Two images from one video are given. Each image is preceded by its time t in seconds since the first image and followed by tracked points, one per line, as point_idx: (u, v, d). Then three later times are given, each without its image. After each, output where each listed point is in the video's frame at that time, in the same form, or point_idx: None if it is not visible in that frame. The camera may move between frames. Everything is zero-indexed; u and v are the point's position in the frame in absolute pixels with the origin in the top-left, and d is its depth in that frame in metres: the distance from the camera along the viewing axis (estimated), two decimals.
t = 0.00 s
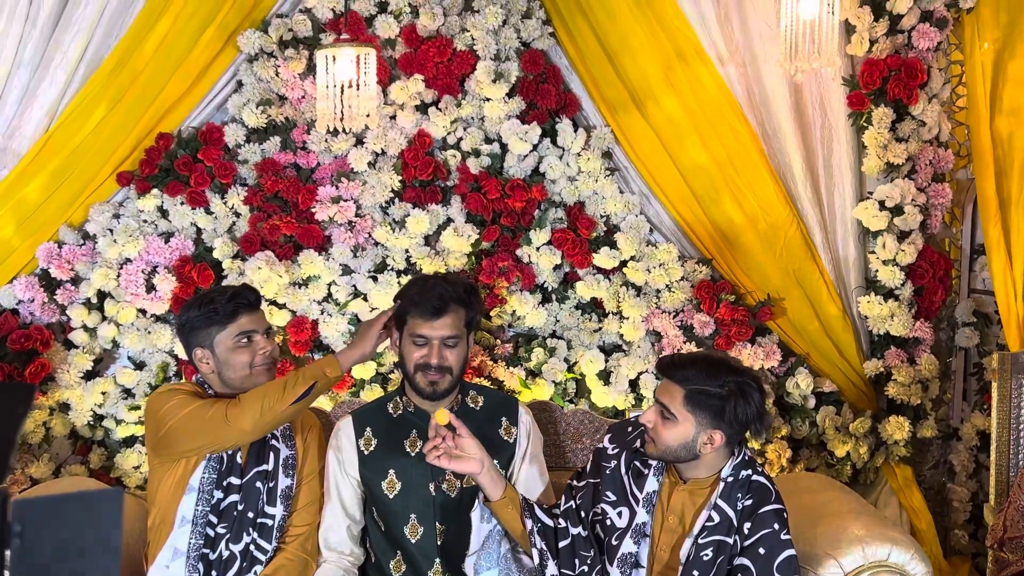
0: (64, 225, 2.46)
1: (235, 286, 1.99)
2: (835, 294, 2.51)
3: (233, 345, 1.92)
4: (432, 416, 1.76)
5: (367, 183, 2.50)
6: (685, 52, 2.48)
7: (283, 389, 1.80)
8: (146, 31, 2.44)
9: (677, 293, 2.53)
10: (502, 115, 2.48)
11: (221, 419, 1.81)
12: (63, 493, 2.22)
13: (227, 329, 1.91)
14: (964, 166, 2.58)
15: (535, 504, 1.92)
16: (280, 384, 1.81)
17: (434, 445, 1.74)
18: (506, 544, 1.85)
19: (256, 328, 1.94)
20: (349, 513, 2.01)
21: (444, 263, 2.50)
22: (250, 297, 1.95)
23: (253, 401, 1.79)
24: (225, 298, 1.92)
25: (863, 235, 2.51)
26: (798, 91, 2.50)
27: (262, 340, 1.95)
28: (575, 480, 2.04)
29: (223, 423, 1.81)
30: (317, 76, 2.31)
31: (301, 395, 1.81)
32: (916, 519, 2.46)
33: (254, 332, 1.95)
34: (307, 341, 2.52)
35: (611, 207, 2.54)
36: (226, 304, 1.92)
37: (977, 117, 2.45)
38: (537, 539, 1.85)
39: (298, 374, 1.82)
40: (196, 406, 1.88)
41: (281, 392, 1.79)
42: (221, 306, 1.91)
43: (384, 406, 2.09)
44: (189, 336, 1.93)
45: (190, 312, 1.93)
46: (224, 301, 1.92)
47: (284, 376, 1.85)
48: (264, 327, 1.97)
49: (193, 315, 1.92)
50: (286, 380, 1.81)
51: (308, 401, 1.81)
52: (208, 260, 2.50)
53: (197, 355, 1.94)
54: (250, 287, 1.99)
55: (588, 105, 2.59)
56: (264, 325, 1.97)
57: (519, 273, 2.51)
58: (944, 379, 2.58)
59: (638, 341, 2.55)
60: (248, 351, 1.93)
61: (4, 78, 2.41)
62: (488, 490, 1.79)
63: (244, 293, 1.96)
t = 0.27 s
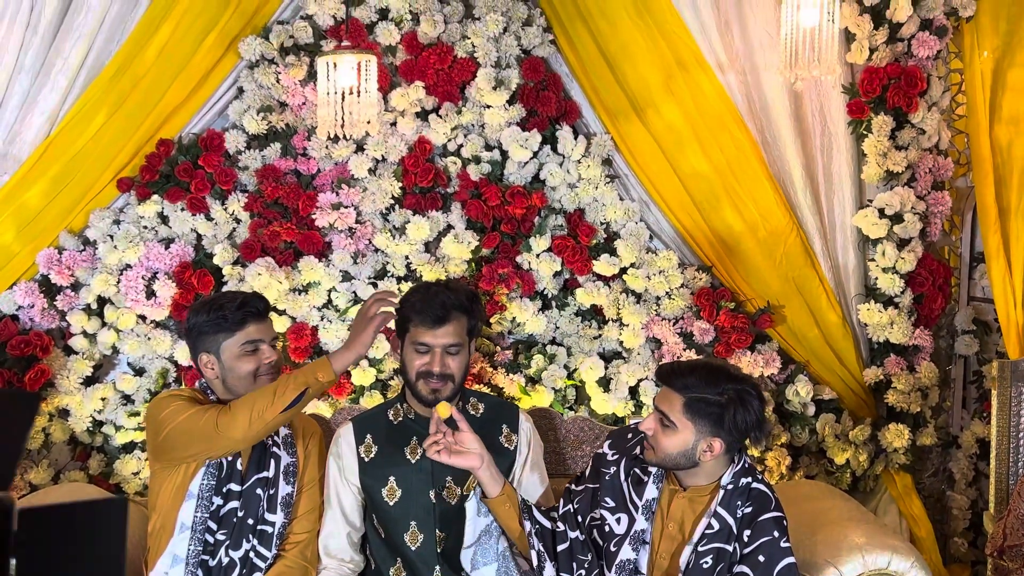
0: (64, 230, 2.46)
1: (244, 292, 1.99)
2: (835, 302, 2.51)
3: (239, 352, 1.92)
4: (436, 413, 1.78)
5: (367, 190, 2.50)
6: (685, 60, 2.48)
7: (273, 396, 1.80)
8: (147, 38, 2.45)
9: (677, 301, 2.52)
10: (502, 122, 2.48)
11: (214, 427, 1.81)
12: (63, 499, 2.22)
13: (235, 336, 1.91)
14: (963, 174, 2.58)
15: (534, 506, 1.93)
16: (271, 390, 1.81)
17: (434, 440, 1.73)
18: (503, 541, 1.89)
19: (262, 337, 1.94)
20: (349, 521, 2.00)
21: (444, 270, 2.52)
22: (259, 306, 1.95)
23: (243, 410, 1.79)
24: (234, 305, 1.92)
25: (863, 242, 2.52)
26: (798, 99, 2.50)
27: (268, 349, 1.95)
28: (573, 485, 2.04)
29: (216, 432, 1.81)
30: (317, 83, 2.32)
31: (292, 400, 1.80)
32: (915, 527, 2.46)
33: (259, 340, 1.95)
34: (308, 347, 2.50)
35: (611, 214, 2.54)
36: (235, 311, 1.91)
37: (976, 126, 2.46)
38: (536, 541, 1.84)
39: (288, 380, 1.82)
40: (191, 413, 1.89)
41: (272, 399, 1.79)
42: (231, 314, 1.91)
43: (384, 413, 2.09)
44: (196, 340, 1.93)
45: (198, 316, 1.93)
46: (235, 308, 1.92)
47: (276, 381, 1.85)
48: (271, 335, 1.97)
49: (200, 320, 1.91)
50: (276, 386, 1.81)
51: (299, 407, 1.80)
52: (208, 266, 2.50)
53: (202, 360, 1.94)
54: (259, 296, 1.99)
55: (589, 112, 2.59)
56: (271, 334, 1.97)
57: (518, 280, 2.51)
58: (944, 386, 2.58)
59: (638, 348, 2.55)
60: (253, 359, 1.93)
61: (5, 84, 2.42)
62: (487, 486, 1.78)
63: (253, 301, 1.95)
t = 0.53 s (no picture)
0: (62, 233, 2.46)
1: (241, 300, 1.97)
2: (833, 307, 2.51)
3: (234, 365, 1.92)
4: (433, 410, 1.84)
5: (366, 194, 2.50)
6: (684, 65, 2.49)
7: (283, 393, 1.81)
8: (145, 41, 2.45)
9: (675, 306, 2.53)
10: (501, 126, 2.49)
11: (223, 424, 1.81)
12: (59, 503, 2.21)
13: (230, 348, 1.91)
14: (961, 179, 2.59)
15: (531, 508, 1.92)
16: (280, 387, 1.82)
17: (431, 437, 1.77)
18: (501, 538, 1.83)
19: (258, 349, 1.94)
20: (347, 525, 2.00)
21: (442, 274, 2.51)
22: (254, 316, 1.93)
23: (254, 406, 1.80)
24: (229, 318, 1.90)
25: (860, 247, 2.52)
26: (796, 104, 2.50)
27: (263, 361, 1.95)
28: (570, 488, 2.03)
29: (225, 429, 1.82)
30: (316, 87, 2.32)
31: (302, 397, 1.82)
32: (912, 533, 2.46)
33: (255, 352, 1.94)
34: (305, 351, 2.51)
35: (610, 219, 2.54)
36: (229, 324, 1.90)
37: (974, 132, 2.46)
38: (532, 544, 1.84)
39: (297, 377, 1.83)
40: (196, 413, 1.88)
41: (282, 396, 1.80)
42: (225, 329, 1.90)
43: (383, 417, 2.09)
44: (192, 348, 1.92)
45: (194, 324, 1.92)
46: (228, 320, 1.90)
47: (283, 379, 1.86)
48: (266, 347, 1.96)
49: (197, 328, 1.91)
50: (286, 383, 1.82)
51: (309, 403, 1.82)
52: (206, 270, 2.50)
53: (198, 368, 1.95)
54: (256, 304, 1.97)
55: (587, 117, 2.60)
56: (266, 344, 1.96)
57: (516, 284, 2.51)
58: (942, 392, 2.58)
59: (636, 353, 2.55)
60: (249, 370, 1.94)
61: (4, 87, 2.42)
62: (483, 483, 1.81)
63: (247, 312, 1.93)
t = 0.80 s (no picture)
0: (59, 234, 2.46)
1: (243, 301, 1.96)
2: (829, 311, 2.52)
3: (235, 367, 1.92)
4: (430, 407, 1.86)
5: (363, 196, 2.50)
6: (681, 68, 2.49)
7: (273, 398, 1.80)
8: (143, 43, 2.45)
9: (671, 308, 2.54)
10: (498, 129, 2.49)
11: (214, 429, 1.82)
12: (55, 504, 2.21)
13: (233, 350, 1.90)
14: (957, 184, 2.60)
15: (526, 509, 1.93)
16: (270, 392, 1.81)
17: (428, 432, 1.77)
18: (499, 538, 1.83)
19: (260, 352, 1.94)
20: (344, 527, 2.01)
21: (439, 276, 2.50)
22: (257, 319, 1.93)
23: (244, 411, 1.80)
24: (231, 320, 1.90)
25: (857, 251, 2.52)
26: (793, 108, 2.51)
27: (265, 363, 1.95)
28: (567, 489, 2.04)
29: (217, 433, 1.82)
30: (315, 89, 2.32)
31: (292, 401, 1.80)
32: (908, 536, 2.46)
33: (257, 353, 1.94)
34: (302, 353, 2.50)
35: (607, 222, 2.55)
36: (233, 326, 1.90)
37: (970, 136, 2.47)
38: (529, 544, 1.86)
39: (287, 381, 1.82)
40: (191, 415, 1.89)
41: (272, 401, 1.80)
42: (228, 332, 1.89)
43: (379, 419, 2.10)
44: (194, 348, 1.93)
45: (198, 324, 1.92)
46: (231, 322, 1.90)
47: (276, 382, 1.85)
48: (268, 350, 1.96)
49: (199, 329, 1.91)
50: (276, 387, 1.81)
51: (299, 408, 1.81)
52: (203, 271, 2.50)
53: (199, 368, 1.95)
54: (259, 306, 1.96)
55: (585, 120, 2.61)
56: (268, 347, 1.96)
57: (513, 287, 2.51)
58: (938, 396, 2.56)
59: (633, 356, 2.56)
60: (249, 373, 1.93)
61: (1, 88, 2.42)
62: (479, 482, 1.81)
63: (249, 314, 1.92)
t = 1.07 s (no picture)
0: (55, 235, 2.46)
1: (237, 305, 1.96)
2: (825, 314, 2.52)
3: (228, 372, 1.92)
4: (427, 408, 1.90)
5: (360, 198, 2.50)
6: (678, 72, 2.49)
7: (272, 403, 1.80)
8: (140, 44, 2.45)
9: (668, 311, 2.54)
10: (496, 131, 2.50)
11: (211, 432, 1.81)
12: (50, 506, 2.20)
13: (224, 356, 1.90)
14: (953, 187, 2.60)
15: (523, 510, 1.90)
16: (269, 397, 1.81)
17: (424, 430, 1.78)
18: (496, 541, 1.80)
19: (252, 358, 1.93)
20: (340, 529, 2.00)
21: (436, 278, 2.50)
22: (249, 324, 1.92)
23: (242, 416, 1.79)
24: (225, 327, 1.89)
25: (853, 254, 2.52)
26: (790, 111, 2.51)
27: (258, 369, 1.95)
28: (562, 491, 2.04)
29: (213, 437, 1.81)
30: (312, 90, 2.32)
31: (291, 407, 1.81)
32: (903, 539, 2.46)
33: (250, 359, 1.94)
34: (298, 354, 2.51)
35: (603, 224, 2.55)
36: (225, 332, 1.89)
37: (967, 139, 2.48)
38: (525, 544, 1.84)
39: (287, 387, 1.82)
40: (187, 417, 1.88)
41: (270, 406, 1.80)
42: (219, 338, 1.89)
43: (376, 420, 2.10)
44: (188, 352, 1.93)
45: (191, 328, 1.92)
46: (223, 328, 1.89)
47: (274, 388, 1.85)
48: (260, 356, 1.95)
49: (193, 333, 1.91)
50: (275, 393, 1.82)
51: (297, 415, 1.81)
52: (200, 273, 2.50)
53: (193, 371, 1.96)
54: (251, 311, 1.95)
55: (582, 123, 2.61)
56: (261, 353, 1.96)
57: (510, 289, 2.51)
58: (934, 399, 2.58)
59: (629, 358, 2.56)
60: (242, 379, 1.93)
61: None
62: (476, 483, 1.79)
63: (241, 319, 1.91)
